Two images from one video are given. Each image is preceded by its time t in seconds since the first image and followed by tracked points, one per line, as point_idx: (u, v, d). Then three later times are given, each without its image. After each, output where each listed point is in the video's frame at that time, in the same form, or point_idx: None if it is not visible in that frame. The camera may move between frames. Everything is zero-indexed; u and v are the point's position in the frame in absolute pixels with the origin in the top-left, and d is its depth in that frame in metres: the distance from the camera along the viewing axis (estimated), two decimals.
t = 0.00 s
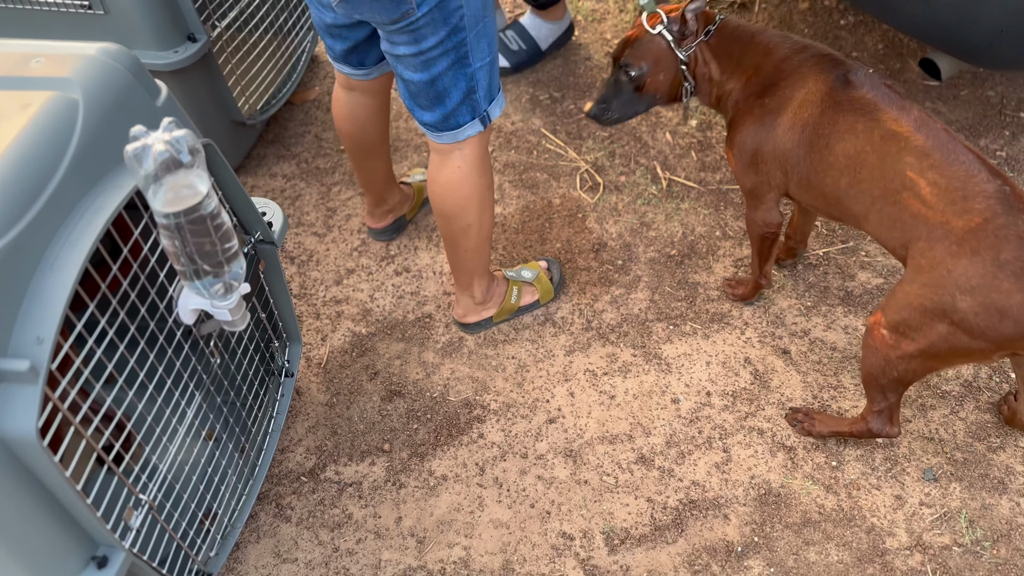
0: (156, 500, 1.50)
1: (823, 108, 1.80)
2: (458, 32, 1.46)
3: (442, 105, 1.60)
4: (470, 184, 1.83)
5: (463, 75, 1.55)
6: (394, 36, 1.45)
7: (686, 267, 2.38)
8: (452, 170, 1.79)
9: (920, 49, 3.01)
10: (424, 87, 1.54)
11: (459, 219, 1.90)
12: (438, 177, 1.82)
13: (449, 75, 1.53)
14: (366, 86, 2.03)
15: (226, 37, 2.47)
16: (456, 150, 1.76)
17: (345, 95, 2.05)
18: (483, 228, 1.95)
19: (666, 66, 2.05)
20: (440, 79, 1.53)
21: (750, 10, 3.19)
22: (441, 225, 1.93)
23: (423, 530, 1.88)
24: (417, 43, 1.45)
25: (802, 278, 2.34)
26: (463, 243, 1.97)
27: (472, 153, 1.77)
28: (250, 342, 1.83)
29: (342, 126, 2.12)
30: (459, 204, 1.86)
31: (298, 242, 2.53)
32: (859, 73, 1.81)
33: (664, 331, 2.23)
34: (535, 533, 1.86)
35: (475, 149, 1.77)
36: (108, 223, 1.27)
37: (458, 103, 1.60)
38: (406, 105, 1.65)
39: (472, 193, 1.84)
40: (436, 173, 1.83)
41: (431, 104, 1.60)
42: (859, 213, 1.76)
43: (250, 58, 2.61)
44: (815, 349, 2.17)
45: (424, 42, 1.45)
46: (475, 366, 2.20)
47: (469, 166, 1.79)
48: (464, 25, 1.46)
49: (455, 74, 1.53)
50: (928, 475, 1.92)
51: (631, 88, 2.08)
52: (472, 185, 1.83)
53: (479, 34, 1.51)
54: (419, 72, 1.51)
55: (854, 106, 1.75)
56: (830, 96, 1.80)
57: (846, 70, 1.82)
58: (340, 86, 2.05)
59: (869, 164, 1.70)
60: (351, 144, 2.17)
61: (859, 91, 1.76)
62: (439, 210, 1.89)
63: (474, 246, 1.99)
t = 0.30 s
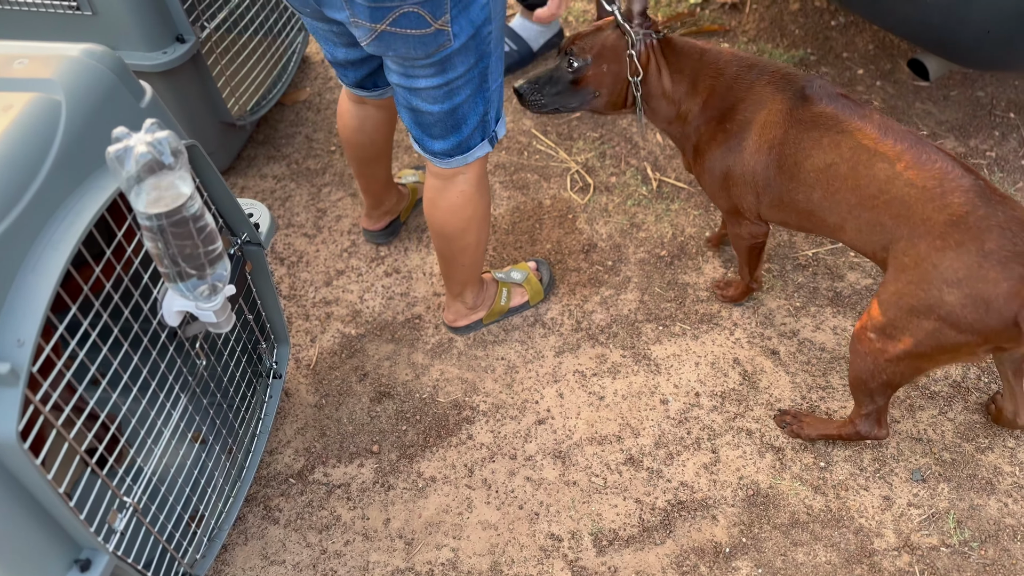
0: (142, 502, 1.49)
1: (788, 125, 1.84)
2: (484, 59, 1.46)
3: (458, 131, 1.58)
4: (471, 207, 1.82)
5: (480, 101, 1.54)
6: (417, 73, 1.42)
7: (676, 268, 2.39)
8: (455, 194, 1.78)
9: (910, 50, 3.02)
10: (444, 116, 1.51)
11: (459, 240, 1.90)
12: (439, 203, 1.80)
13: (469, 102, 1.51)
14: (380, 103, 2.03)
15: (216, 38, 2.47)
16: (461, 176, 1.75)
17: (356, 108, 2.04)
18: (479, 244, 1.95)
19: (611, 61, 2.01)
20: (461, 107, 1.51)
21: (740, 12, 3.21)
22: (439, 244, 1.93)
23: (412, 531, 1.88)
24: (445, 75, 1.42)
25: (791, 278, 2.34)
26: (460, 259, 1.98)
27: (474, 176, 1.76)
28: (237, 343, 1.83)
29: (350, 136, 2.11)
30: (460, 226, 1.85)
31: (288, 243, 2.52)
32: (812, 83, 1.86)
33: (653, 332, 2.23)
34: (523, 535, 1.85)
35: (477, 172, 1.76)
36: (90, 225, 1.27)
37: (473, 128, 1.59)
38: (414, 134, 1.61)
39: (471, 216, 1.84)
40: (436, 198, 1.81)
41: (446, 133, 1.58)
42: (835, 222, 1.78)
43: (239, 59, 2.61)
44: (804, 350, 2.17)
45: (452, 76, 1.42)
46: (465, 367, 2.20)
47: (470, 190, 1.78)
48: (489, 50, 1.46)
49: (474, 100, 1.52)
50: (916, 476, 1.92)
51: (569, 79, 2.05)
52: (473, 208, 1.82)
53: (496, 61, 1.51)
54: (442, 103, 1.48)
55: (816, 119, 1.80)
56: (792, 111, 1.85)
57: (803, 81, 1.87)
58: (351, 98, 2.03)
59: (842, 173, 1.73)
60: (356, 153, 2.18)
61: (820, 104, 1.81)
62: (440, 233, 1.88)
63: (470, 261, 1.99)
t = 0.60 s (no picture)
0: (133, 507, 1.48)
1: (768, 154, 1.82)
2: (480, 69, 1.46)
3: (453, 140, 1.57)
4: (465, 215, 1.81)
5: (476, 110, 1.54)
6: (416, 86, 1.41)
7: (671, 272, 2.38)
8: (451, 202, 1.77)
9: (906, 53, 3.03)
10: (440, 126, 1.51)
11: (454, 247, 1.90)
12: (433, 211, 1.80)
13: (465, 111, 1.50)
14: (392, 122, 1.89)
15: (211, 40, 2.46)
16: (455, 183, 1.74)
17: (368, 134, 1.89)
18: (473, 249, 1.94)
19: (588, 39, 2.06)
20: (457, 116, 1.50)
21: (737, 14, 3.22)
22: (433, 251, 1.93)
23: (406, 536, 1.87)
24: (443, 86, 1.41)
25: (787, 282, 2.34)
26: (455, 265, 1.98)
27: (468, 184, 1.76)
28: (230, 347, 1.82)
29: (365, 168, 1.96)
30: (455, 233, 1.85)
31: (283, 245, 2.52)
32: (795, 111, 1.82)
33: (648, 335, 2.23)
34: (517, 539, 1.85)
35: (472, 180, 1.76)
36: (81, 230, 1.26)
37: (468, 137, 1.59)
38: (409, 144, 1.60)
39: (467, 222, 1.83)
40: (430, 206, 1.80)
41: (443, 143, 1.57)
42: (812, 250, 1.78)
43: (234, 60, 2.61)
44: (799, 353, 2.17)
45: (449, 87, 1.42)
46: (459, 370, 2.20)
47: (466, 196, 1.77)
48: (485, 61, 1.46)
49: (470, 110, 1.51)
50: (911, 480, 1.92)
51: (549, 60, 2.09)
52: (468, 215, 1.82)
53: (491, 69, 1.51)
54: (440, 114, 1.47)
55: (797, 148, 1.76)
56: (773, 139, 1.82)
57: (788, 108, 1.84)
58: (361, 124, 1.88)
59: (818, 207, 1.71)
60: (373, 188, 2.01)
61: (801, 133, 1.77)
62: (435, 240, 1.88)
63: (465, 266, 1.99)
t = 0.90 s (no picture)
0: (133, 510, 1.48)
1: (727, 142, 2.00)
2: (479, 64, 1.45)
3: (453, 136, 1.57)
4: (466, 212, 1.80)
5: (475, 106, 1.54)
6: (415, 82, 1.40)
7: (673, 275, 2.38)
8: (450, 200, 1.76)
9: (909, 57, 3.03)
10: (440, 122, 1.50)
11: (454, 245, 1.89)
12: (433, 208, 1.79)
13: (465, 107, 1.50)
14: (383, 134, 1.88)
15: (213, 41, 2.46)
16: (455, 180, 1.72)
17: (359, 149, 1.89)
18: (474, 249, 1.93)
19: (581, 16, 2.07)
20: (457, 112, 1.50)
21: (739, 17, 3.22)
22: (434, 249, 1.91)
23: (406, 539, 1.87)
24: (442, 82, 1.41)
25: (790, 286, 2.34)
26: (456, 264, 1.97)
27: (469, 180, 1.74)
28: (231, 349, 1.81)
29: (358, 182, 1.96)
30: (455, 231, 1.84)
31: (284, 247, 2.52)
32: (774, 108, 2.00)
33: (650, 339, 2.23)
34: (518, 543, 1.85)
35: (473, 176, 1.75)
36: (82, 233, 1.26)
37: (469, 133, 1.58)
38: (409, 141, 1.60)
39: (467, 221, 1.82)
40: (430, 204, 1.79)
41: (443, 139, 1.57)
42: (752, 235, 1.89)
43: (236, 61, 2.61)
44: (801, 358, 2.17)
45: (448, 82, 1.41)
46: (461, 373, 2.19)
47: (466, 194, 1.76)
48: (484, 56, 1.45)
49: (469, 106, 1.51)
50: (913, 486, 1.91)
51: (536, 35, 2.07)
52: (468, 212, 1.80)
53: (491, 64, 1.50)
54: (439, 109, 1.47)
55: (752, 126, 1.96)
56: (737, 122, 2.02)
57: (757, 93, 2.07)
58: (351, 140, 1.88)
59: (755, 192, 1.85)
60: (368, 200, 2.02)
61: (760, 116, 1.97)
62: (435, 239, 1.87)
63: (466, 266, 1.98)
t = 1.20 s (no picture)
0: (136, 514, 1.48)
1: (718, 102, 2.12)
2: (481, 69, 1.45)
3: (455, 142, 1.56)
4: (469, 217, 1.79)
5: (477, 111, 1.53)
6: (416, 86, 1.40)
7: (677, 280, 2.38)
8: (453, 204, 1.75)
9: (915, 62, 3.02)
10: (441, 127, 1.50)
11: (458, 250, 1.88)
12: (436, 212, 1.78)
13: (467, 112, 1.50)
14: (384, 139, 1.88)
15: (218, 43, 2.46)
16: (458, 184, 1.72)
17: (361, 154, 1.89)
18: (477, 253, 1.93)
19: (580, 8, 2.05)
20: (459, 117, 1.49)
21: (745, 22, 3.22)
22: (438, 253, 1.91)
23: (409, 544, 1.86)
24: (443, 86, 1.40)
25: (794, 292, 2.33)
26: (459, 268, 1.96)
27: (472, 185, 1.74)
28: (234, 353, 1.81)
29: (359, 187, 1.96)
30: (458, 235, 1.83)
31: (288, 249, 2.51)
32: (767, 71, 2.11)
33: (654, 345, 2.22)
34: (520, 549, 1.84)
35: (476, 181, 1.74)
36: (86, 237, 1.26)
37: (471, 138, 1.58)
38: (411, 145, 1.59)
39: (471, 225, 1.81)
40: (433, 208, 1.78)
41: (444, 144, 1.56)
42: (730, 190, 2.00)
43: (241, 63, 2.60)
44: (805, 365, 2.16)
45: (449, 87, 1.41)
46: (464, 377, 2.19)
47: (469, 198, 1.75)
48: (486, 62, 1.45)
49: (471, 111, 1.50)
50: (917, 494, 1.90)
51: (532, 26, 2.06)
52: (471, 216, 1.80)
53: (493, 70, 1.50)
54: (440, 114, 1.46)
55: (743, 86, 2.08)
56: (734, 80, 2.12)
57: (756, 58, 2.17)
58: (354, 145, 1.88)
59: (736, 144, 1.96)
60: (370, 205, 2.02)
61: (752, 76, 2.09)
62: (438, 244, 1.86)
63: (469, 270, 1.97)
